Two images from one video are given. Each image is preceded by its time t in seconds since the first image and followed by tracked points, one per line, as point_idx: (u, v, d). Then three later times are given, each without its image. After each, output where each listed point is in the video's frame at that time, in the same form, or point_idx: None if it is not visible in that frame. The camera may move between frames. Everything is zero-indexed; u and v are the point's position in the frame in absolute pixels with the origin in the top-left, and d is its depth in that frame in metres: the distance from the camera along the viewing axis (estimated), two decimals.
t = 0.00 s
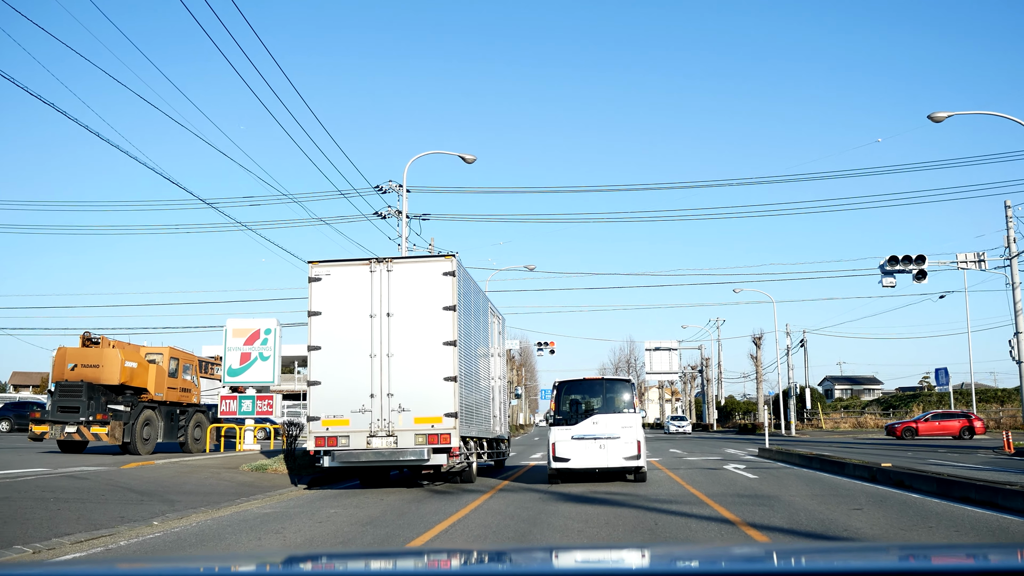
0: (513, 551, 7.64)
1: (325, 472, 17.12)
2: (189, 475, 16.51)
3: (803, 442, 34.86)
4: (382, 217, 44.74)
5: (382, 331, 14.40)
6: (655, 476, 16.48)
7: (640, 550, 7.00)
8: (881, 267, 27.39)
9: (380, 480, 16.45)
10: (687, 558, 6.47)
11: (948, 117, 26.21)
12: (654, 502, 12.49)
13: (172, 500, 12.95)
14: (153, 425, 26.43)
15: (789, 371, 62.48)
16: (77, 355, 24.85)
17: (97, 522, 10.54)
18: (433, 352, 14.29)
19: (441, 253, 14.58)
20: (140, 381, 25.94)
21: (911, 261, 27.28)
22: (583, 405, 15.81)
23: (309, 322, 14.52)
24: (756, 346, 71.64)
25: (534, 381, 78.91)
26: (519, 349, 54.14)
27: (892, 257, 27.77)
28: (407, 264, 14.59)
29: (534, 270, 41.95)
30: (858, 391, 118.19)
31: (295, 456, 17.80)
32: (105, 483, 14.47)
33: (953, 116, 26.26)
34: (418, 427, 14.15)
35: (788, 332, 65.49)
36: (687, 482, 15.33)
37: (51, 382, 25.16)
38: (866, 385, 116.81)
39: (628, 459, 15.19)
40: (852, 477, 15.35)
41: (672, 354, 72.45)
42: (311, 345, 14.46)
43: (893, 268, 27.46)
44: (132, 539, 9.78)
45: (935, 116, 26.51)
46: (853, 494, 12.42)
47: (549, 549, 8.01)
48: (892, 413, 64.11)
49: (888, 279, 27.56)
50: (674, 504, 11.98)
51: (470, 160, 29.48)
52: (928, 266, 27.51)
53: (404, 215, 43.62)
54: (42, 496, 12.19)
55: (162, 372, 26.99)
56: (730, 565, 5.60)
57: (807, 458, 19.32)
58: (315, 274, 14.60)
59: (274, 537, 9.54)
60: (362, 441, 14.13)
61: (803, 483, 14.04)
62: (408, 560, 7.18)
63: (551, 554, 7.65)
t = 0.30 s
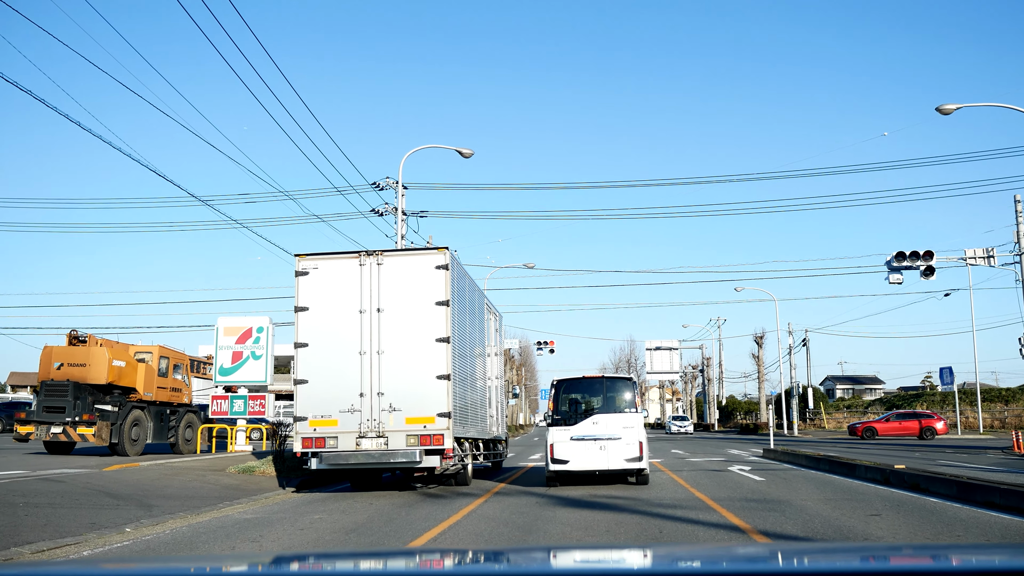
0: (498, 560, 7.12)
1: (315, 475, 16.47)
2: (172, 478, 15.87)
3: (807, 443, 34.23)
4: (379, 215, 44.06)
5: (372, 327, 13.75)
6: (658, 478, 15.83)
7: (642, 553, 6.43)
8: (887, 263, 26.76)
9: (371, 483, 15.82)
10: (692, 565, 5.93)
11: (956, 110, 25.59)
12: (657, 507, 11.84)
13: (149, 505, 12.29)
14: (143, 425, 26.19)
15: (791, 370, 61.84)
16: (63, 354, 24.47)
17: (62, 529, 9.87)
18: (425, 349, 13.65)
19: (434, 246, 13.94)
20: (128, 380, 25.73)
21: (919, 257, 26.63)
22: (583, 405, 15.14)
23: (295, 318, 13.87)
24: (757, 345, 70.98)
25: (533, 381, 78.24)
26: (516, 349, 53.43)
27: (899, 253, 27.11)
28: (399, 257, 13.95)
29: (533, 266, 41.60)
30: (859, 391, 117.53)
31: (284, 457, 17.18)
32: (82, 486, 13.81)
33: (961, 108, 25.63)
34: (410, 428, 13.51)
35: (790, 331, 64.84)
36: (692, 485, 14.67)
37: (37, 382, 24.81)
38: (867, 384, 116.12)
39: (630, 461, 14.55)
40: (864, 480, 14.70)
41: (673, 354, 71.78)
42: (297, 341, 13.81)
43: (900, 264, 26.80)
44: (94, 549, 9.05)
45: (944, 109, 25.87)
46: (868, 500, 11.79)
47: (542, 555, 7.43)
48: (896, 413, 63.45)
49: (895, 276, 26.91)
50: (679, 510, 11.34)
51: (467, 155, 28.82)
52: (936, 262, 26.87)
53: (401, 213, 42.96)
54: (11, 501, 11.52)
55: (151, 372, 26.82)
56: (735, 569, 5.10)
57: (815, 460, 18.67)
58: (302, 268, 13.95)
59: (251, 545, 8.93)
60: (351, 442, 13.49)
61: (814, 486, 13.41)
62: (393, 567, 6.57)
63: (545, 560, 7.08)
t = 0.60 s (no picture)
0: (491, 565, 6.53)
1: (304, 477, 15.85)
2: (155, 480, 15.27)
3: (811, 442, 33.65)
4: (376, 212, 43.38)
5: (361, 323, 13.15)
6: (662, 481, 15.21)
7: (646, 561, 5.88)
8: (893, 259, 26.19)
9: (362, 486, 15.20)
10: (699, 567, 5.65)
11: (965, 102, 25.02)
12: (662, 511, 11.26)
13: (126, 510, 11.67)
14: (132, 426, 26.02)
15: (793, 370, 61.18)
16: (49, 352, 24.13)
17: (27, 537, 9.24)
18: (418, 345, 13.05)
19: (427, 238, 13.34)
20: (117, 379, 25.56)
21: (927, 252, 26.05)
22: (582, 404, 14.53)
23: (282, 314, 13.27)
24: (759, 344, 70.34)
25: (533, 381, 77.56)
26: (515, 348, 52.73)
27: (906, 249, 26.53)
28: (390, 250, 13.35)
29: (533, 266, 39.72)
30: (861, 390, 116.77)
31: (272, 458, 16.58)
32: (58, 489, 13.20)
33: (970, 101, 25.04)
34: (402, 428, 12.90)
35: (793, 330, 64.26)
36: (697, 487, 14.05)
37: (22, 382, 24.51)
38: (868, 384, 115.41)
39: (632, 463, 13.94)
40: (876, 482, 14.09)
41: (674, 353, 71.14)
42: (284, 338, 13.21)
43: (907, 260, 26.22)
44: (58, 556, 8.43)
45: (952, 101, 25.28)
46: (884, 505, 11.20)
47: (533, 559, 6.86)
48: (899, 412, 62.81)
49: (901, 272, 26.36)
50: (686, 515, 10.73)
51: (464, 149, 28.18)
52: (943, 258, 26.30)
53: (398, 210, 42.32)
54: None
55: (140, 370, 26.68)
56: None
57: (823, 461, 18.03)
58: (289, 261, 13.34)
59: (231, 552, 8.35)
60: (340, 443, 12.88)
61: (825, 489, 12.80)
62: (382, 567, 6.20)
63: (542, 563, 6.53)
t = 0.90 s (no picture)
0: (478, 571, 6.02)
1: (293, 480, 15.28)
2: (138, 482, 14.71)
3: (816, 443, 33.03)
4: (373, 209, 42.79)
5: (351, 318, 12.59)
6: (665, 484, 14.61)
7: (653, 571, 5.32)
8: (901, 256, 25.59)
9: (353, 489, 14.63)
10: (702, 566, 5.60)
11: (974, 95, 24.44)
12: (666, 516, 10.69)
13: (102, 514, 11.10)
14: (121, 426, 25.87)
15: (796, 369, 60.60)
16: (37, 351, 24.04)
17: None
18: (409, 342, 12.48)
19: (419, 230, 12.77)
20: (106, 379, 25.45)
21: (935, 248, 25.43)
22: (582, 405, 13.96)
23: (268, 309, 12.70)
24: (761, 344, 69.67)
25: (533, 382, 76.99)
26: (514, 347, 52.11)
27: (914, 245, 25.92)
28: (381, 243, 12.78)
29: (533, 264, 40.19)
30: (863, 390, 116.05)
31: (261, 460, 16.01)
32: (34, 492, 12.65)
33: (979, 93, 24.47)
34: (392, 429, 12.32)
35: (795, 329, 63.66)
36: (701, 490, 13.49)
37: (8, 381, 24.25)
38: (870, 383, 114.73)
39: (634, 465, 13.36)
40: (888, 485, 13.47)
41: (675, 353, 70.54)
42: (270, 334, 12.65)
43: (914, 257, 25.61)
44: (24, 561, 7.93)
45: (961, 94, 24.71)
46: (900, 510, 10.62)
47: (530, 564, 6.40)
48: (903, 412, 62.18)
49: (909, 270, 25.76)
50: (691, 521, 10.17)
51: (461, 144, 27.61)
52: (952, 254, 25.70)
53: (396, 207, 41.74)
54: None
55: (130, 369, 26.63)
56: None
57: (831, 463, 17.43)
58: (275, 254, 12.78)
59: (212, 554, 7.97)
60: (328, 444, 12.30)
61: (836, 492, 12.21)
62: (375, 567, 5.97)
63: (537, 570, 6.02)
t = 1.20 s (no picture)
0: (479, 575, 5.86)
1: (281, 483, 14.72)
2: (120, 484, 14.17)
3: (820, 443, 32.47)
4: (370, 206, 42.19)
5: (340, 313, 12.04)
6: (668, 487, 14.05)
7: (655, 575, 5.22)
8: (907, 252, 25.04)
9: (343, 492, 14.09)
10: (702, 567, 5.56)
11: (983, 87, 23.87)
12: (670, 521, 10.17)
13: (77, 520, 10.57)
14: (110, 426, 25.72)
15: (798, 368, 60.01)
16: (25, 349, 23.69)
17: None
18: (401, 338, 11.93)
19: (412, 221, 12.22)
20: (94, 378, 25.12)
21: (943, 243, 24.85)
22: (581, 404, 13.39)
23: (253, 304, 12.15)
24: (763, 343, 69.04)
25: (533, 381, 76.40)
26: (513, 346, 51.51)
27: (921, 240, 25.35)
28: (371, 235, 12.24)
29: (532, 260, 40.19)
30: (865, 390, 115.40)
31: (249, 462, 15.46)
32: (9, 495, 12.12)
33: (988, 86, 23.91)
34: (383, 429, 11.77)
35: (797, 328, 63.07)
36: (706, 493, 12.97)
37: None
38: (871, 383, 114.11)
39: (635, 466, 12.85)
40: (901, 487, 12.93)
41: (676, 352, 69.95)
42: (255, 330, 12.11)
43: (921, 252, 25.04)
44: None
45: (969, 86, 24.15)
46: (915, 514, 10.09)
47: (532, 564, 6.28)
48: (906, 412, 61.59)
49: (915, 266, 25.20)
50: (695, 526, 9.65)
51: (458, 138, 27.05)
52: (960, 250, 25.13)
53: (393, 204, 41.17)
54: None
55: (120, 368, 26.34)
56: None
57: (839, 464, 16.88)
58: (261, 247, 12.23)
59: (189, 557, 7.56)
60: (316, 445, 11.76)
61: (848, 495, 11.67)
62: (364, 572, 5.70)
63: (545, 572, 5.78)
